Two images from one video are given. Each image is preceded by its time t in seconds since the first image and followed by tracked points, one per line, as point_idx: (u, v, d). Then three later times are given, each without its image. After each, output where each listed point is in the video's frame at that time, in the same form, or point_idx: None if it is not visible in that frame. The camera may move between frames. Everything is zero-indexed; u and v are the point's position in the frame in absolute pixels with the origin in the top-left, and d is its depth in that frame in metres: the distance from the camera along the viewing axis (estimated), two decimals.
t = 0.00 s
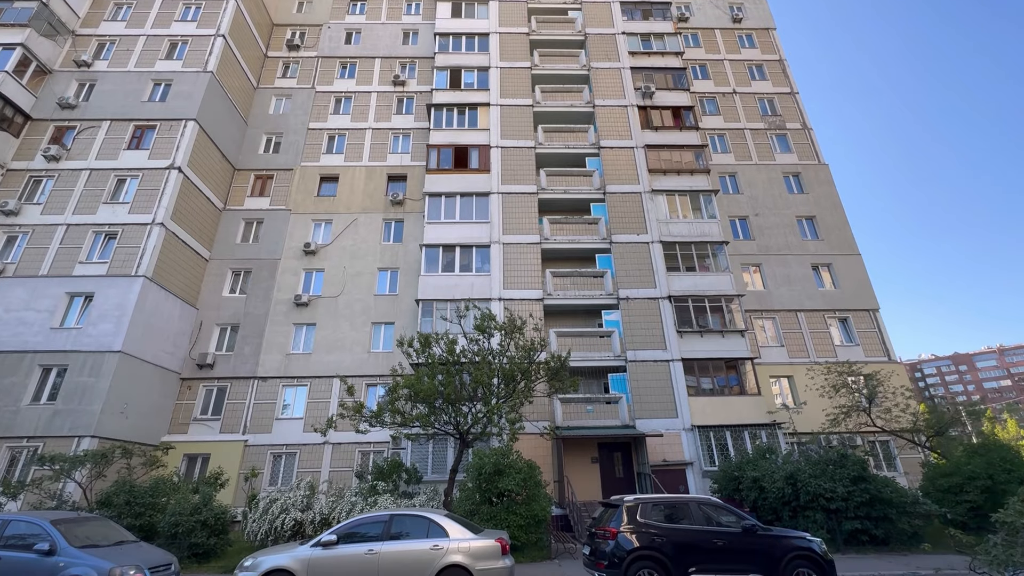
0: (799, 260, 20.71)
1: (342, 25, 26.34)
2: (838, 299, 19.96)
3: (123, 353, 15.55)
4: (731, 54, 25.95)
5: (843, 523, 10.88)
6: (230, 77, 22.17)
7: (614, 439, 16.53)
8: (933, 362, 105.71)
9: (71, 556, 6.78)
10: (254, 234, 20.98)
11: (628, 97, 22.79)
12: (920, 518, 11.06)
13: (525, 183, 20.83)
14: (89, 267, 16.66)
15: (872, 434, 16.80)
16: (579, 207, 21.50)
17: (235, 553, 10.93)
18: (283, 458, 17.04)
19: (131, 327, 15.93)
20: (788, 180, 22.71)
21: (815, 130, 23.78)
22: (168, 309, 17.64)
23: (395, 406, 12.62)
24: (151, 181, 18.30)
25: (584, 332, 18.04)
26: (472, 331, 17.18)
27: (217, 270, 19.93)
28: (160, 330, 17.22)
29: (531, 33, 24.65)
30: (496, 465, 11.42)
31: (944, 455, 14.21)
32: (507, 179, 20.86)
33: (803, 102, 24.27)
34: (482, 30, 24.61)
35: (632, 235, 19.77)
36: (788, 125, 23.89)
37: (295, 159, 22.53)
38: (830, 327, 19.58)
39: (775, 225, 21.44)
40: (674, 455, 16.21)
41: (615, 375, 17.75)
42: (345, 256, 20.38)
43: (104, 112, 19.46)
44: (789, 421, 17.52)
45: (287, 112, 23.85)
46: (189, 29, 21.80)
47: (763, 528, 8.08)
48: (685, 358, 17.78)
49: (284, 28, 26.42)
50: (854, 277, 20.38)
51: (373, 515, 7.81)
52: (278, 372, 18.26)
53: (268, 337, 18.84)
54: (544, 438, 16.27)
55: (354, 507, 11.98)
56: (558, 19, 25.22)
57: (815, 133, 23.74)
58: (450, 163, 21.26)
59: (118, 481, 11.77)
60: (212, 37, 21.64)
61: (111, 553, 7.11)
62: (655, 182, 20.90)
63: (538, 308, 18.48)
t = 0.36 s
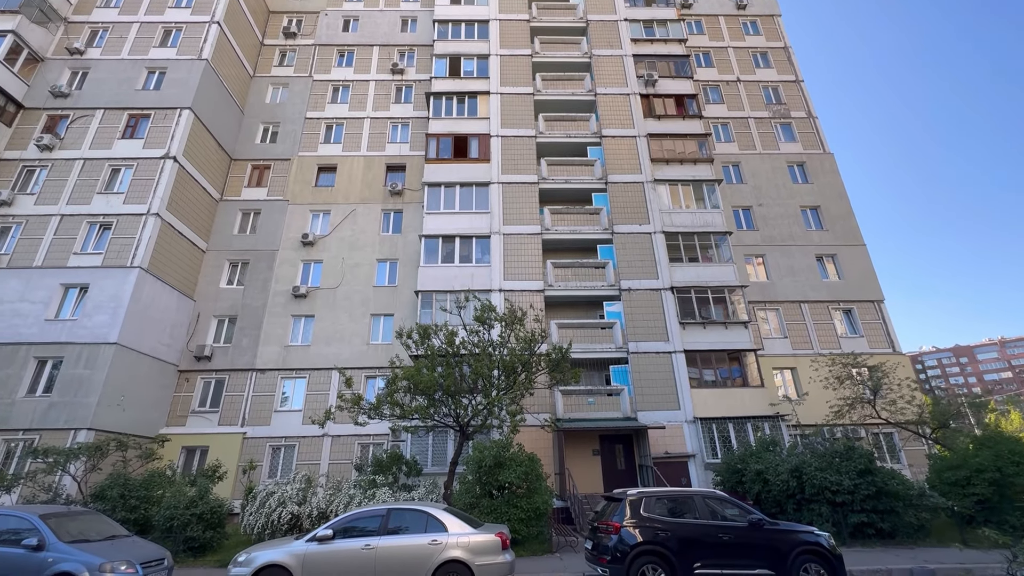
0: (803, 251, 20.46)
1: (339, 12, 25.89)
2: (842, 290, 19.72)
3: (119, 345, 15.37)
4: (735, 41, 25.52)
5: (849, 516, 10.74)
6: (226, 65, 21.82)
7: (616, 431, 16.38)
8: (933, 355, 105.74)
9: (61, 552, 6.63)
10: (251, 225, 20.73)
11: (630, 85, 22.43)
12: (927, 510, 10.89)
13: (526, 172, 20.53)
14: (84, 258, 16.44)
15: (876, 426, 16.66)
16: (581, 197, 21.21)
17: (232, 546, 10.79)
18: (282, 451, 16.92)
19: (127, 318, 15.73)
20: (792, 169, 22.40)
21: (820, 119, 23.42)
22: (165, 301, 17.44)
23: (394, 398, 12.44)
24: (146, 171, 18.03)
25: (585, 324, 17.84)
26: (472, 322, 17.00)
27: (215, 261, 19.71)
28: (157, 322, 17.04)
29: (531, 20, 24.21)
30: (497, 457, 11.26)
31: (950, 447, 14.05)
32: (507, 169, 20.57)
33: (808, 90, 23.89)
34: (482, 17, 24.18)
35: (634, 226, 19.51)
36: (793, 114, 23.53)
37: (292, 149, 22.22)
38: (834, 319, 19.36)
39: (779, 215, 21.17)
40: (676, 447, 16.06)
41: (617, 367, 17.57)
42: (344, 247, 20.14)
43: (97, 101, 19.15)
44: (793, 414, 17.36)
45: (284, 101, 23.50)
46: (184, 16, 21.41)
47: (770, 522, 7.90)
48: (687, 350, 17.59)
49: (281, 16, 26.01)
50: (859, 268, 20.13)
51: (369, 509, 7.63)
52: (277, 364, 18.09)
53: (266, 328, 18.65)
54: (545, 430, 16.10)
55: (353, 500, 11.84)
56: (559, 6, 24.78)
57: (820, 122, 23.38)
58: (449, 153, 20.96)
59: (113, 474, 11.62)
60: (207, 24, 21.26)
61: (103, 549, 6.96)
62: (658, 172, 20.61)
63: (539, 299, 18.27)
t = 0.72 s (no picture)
0: (808, 242, 20.23)
1: (338, 2, 25.56)
2: (848, 282, 19.51)
3: (117, 338, 15.21)
4: (739, 31, 25.19)
5: (857, 509, 10.60)
6: (223, 56, 21.56)
7: (619, 424, 16.22)
8: (935, 349, 105.56)
9: (54, 546, 6.47)
10: (250, 217, 20.53)
11: (633, 75, 22.14)
12: (936, 503, 10.74)
13: (527, 164, 20.28)
14: (81, 251, 16.25)
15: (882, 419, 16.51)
16: (583, 189, 20.97)
17: (232, 540, 10.67)
18: (283, 444, 16.79)
19: (125, 311, 15.57)
20: (797, 160, 22.13)
21: (825, 109, 23.12)
22: (163, 294, 17.26)
23: (395, 391, 12.28)
24: (143, 163, 17.81)
25: (589, 316, 17.66)
26: (474, 315, 16.81)
27: (214, 254, 19.52)
28: (156, 315, 16.88)
29: (532, 9, 23.87)
30: (500, 450, 11.10)
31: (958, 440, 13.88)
32: (508, 160, 20.33)
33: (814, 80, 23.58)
34: (482, 7, 23.85)
35: (637, 217, 19.28)
36: (797, 104, 23.23)
37: (291, 140, 21.98)
38: (840, 311, 19.16)
39: (784, 207, 20.93)
40: (680, 440, 15.91)
41: (620, 360, 17.39)
42: (344, 240, 19.94)
43: (93, 91, 18.91)
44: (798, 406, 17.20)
45: (282, 92, 23.24)
46: (180, 5, 21.12)
47: (780, 515, 7.75)
48: (691, 342, 17.40)
49: (279, 6, 25.69)
50: (865, 260, 19.90)
51: (370, 502, 7.47)
52: (277, 358, 17.93)
53: (265, 321, 18.49)
54: (547, 423, 15.94)
55: (355, 493, 11.70)
56: None
57: (825, 112, 23.08)
58: (450, 144, 20.70)
59: (111, 467, 11.47)
60: (203, 13, 20.98)
61: (98, 543, 6.81)
62: (661, 163, 20.36)
63: (541, 292, 18.08)
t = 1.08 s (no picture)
0: (814, 236, 19.96)
1: None
2: (855, 276, 19.25)
3: (114, 333, 15.00)
4: (744, 22, 24.83)
5: (868, 507, 10.40)
6: (221, 47, 21.26)
7: (623, 421, 16.01)
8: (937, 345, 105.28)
9: (43, 545, 6.28)
10: (249, 211, 20.29)
11: (636, 66, 21.82)
12: (949, 501, 10.52)
13: (530, 157, 20.00)
14: (77, 244, 16.02)
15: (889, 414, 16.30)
16: (586, 182, 20.70)
17: (229, 538, 10.48)
18: (282, 441, 16.61)
19: (122, 306, 15.35)
20: (803, 154, 21.83)
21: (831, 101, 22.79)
22: (161, 288, 17.04)
23: (396, 386, 12.07)
24: (140, 155, 17.55)
25: (592, 311, 17.43)
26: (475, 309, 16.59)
27: (212, 248, 19.29)
28: (154, 310, 16.66)
29: None
30: (504, 447, 10.89)
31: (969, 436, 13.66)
32: (510, 153, 20.05)
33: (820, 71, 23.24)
34: None
35: (641, 211, 19.01)
36: (803, 96, 22.91)
37: (291, 133, 21.71)
38: (846, 306, 18.91)
39: (790, 200, 20.65)
40: (684, 436, 15.70)
41: (624, 356, 17.16)
42: (343, 234, 19.69)
43: (89, 83, 18.64)
44: (804, 402, 16.98)
45: (281, 85, 22.95)
46: None
47: (793, 514, 7.53)
48: (696, 338, 17.16)
49: None
50: (872, 254, 19.63)
51: (371, 500, 7.26)
52: (276, 353, 17.73)
53: (265, 316, 18.27)
54: (550, 419, 15.73)
55: (355, 490, 11.50)
56: None
57: (831, 105, 22.76)
58: (451, 137, 20.42)
59: (106, 463, 11.28)
60: (201, 4, 20.67)
61: (89, 542, 6.61)
62: (665, 156, 20.07)
63: (544, 286, 17.85)
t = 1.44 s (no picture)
0: (818, 231, 19.74)
1: None
2: (858, 272, 19.03)
3: (109, 327, 14.80)
4: (747, 15, 24.55)
5: (875, 504, 10.21)
6: (218, 39, 21.01)
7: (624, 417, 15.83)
8: (938, 343, 105.13)
9: (28, 542, 6.09)
10: (247, 205, 20.06)
11: (638, 59, 21.56)
12: (957, 499, 10.33)
13: (530, 150, 19.77)
14: (71, 238, 15.81)
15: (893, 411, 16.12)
16: (587, 176, 20.46)
17: (223, 534, 10.34)
18: (280, 436, 16.44)
19: (117, 300, 15.15)
20: (807, 148, 21.58)
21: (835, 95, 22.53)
22: (157, 282, 16.84)
23: (394, 381, 11.88)
24: (135, 148, 17.33)
25: (593, 306, 17.23)
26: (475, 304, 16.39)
27: (209, 242, 19.08)
28: (149, 304, 16.47)
29: None
30: (503, 442, 10.70)
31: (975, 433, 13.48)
32: (510, 147, 19.82)
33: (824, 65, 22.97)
34: None
35: (643, 205, 18.80)
36: (807, 90, 22.64)
37: (289, 127, 21.47)
38: (850, 302, 18.71)
39: (793, 195, 20.43)
40: (686, 433, 15.51)
41: (625, 351, 16.96)
42: (342, 228, 19.48)
43: (84, 75, 18.40)
44: (807, 399, 16.79)
45: (279, 78, 22.69)
46: None
47: (800, 511, 7.34)
48: (698, 333, 16.96)
49: None
50: (876, 249, 19.41)
51: (366, 496, 7.07)
52: (274, 348, 17.53)
53: (262, 311, 18.07)
54: (551, 415, 15.55)
55: (353, 486, 11.33)
56: None
57: (835, 98, 22.49)
58: (451, 130, 20.17)
59: (99, 458, 11.11)
60: None
61: (76, 538, 6.42)
62: (668, 149, 19.83)
63: (544, 281, 17.65)
